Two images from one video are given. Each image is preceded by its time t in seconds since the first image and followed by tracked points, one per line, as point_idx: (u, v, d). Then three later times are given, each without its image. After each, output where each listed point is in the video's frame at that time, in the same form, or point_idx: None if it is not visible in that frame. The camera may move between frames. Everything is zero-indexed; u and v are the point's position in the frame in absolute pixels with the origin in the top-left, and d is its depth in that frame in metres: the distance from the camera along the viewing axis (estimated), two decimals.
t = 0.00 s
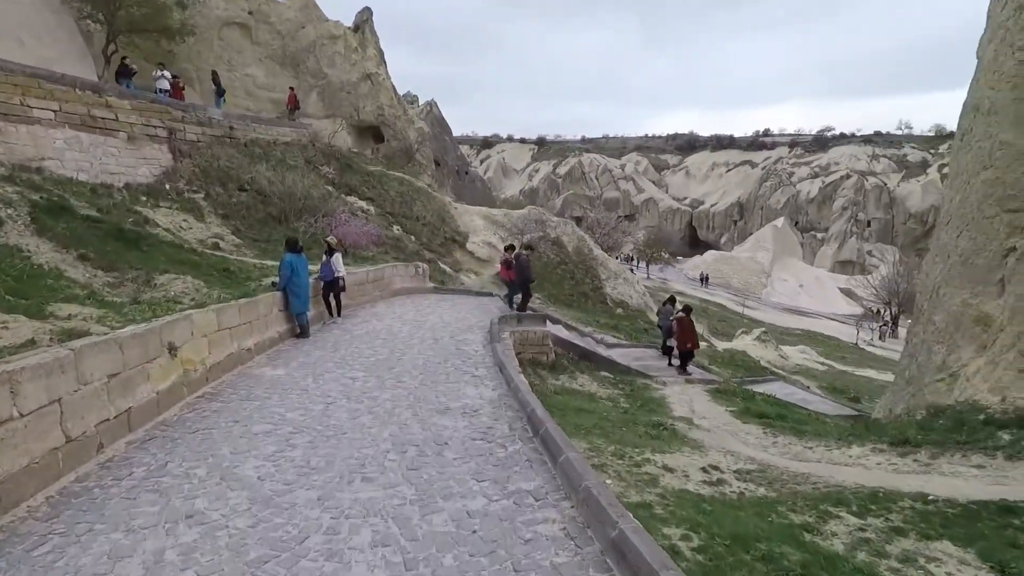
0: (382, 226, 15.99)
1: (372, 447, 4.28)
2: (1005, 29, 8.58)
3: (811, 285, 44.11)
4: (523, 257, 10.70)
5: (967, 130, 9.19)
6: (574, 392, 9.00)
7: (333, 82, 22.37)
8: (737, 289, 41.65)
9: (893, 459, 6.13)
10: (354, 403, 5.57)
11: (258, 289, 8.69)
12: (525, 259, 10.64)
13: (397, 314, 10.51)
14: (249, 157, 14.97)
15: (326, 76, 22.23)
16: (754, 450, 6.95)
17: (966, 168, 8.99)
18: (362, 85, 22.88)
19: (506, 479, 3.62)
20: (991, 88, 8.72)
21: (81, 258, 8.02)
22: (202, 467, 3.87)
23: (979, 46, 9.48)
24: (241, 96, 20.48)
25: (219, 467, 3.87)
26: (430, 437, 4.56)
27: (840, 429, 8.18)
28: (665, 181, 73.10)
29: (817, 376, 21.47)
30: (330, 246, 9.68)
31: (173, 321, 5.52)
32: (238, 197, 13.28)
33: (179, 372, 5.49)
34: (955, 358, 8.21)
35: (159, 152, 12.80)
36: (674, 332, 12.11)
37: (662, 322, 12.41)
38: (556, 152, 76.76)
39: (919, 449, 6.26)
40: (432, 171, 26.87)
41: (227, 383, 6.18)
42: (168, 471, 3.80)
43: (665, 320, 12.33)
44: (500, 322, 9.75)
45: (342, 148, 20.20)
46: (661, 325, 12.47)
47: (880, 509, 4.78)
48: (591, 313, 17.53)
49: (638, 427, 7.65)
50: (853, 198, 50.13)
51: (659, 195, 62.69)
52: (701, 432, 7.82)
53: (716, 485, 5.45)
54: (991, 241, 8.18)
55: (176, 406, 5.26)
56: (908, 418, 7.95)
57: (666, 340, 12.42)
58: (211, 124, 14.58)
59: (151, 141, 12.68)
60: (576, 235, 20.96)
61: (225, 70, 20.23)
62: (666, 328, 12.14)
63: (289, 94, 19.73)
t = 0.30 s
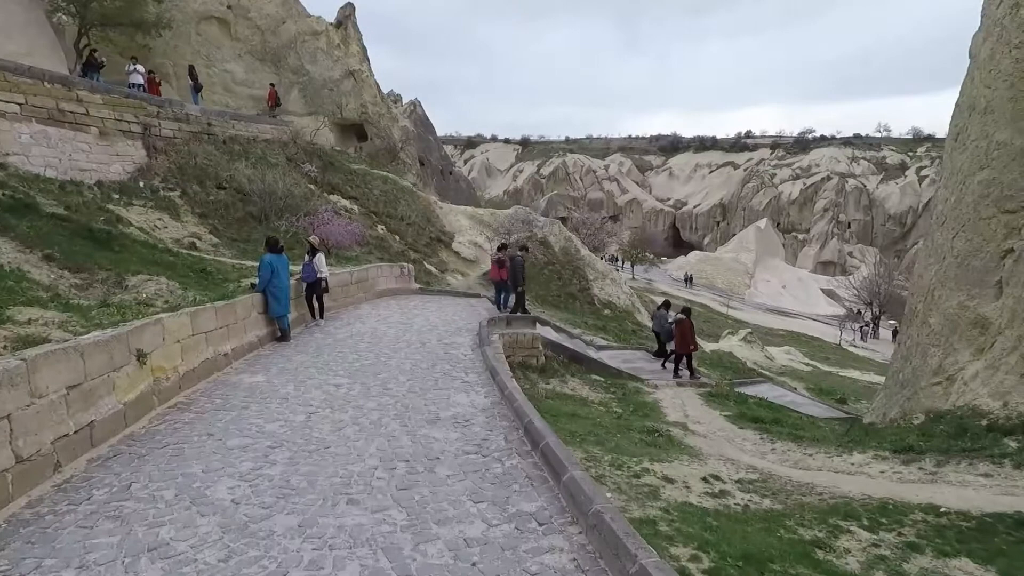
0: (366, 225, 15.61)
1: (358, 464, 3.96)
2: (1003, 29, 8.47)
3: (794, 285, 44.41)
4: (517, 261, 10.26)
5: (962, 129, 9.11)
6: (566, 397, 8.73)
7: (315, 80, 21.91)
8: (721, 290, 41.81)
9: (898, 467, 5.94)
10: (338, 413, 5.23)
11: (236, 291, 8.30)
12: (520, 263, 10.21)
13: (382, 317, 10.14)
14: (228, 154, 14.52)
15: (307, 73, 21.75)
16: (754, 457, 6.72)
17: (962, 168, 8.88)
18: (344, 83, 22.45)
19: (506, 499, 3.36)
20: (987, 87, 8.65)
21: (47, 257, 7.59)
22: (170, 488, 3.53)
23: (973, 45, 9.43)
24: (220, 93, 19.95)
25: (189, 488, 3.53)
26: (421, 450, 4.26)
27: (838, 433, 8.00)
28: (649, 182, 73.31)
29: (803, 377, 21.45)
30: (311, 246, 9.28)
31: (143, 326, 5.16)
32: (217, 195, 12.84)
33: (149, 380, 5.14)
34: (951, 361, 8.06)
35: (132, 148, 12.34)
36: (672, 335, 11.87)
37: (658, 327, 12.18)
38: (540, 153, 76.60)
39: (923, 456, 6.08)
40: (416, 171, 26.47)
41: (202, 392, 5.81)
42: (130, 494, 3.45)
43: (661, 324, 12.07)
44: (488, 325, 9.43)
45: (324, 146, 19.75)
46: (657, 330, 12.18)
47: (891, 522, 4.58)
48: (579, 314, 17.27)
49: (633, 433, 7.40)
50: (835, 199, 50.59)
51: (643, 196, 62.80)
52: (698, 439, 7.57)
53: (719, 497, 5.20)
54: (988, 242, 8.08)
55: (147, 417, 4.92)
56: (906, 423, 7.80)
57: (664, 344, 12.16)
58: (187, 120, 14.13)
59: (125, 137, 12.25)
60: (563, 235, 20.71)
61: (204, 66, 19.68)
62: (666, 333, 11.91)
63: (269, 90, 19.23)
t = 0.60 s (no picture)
0: (351, 225, 15.22)
1: (342, 481, 3.65)
2: (1000, 19, 8.33)
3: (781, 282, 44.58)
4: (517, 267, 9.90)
5: (958, 121, 8.97)
6: (560, 399, 8.44)
7: (297, 77, 21.43)
8: (709, 287, 41.82)
9: (907, 469, 5.73)
10: (321, 423, 4.89)
11: (214, 294, 7.91)
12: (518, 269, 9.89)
13: (368, 319, 9.79)
14: (207, 153, 14.09)
15: (289, 70, 21.26)
16: (757, 460, 6.48)
17: (960, 160, 8.73)
18: (327, 81, 21.98)
19: (506, 520, 3.10)
20: (984, 77, 8.51)
21: (11, 261, 7.17)
22: (133, 513, 3.19)
23: (967, 36, 9.31)
24: (199, 91, 19.41)
25: (153, 512, 3.19)
26: (411, 464, 3.95)
27: (839, 433, 7.81)
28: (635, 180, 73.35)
29: (794, 373, 21.38)
30: (293, 246, 8.89)
31: (108, 334, 4.76)
32: (195, 195, 12.41)
33: (115, 392, 4.76)
34: (952, 357, 7.90)
35: (106, 147, 11.90)
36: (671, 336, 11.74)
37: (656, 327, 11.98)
38: (526, 152, 76.34)
39: (932, 457, 5.88)
40: (401, 170, 26.05)
41: (175, 402, 5.45)
42: (87, 520, 3.11)
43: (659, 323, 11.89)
44: (479, 326, 9.12)
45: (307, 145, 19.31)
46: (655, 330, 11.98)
47: (908, 530, 4.35)
48: (570, 314, 17.01)
49: (631, 437, 7.13)
50: (819, 196, 50.98)
51: (630, 194, 62.77)
52: (697, 442, 7.33)
53: (726, 505, 4.95)
54: (989, 235, 7.92)
55: (114, 430, 4.57)
56: (909, 421, 7.62)
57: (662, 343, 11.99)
58: (163, 118, 13.73)
59: (97, 135, 11.84)
60: (552, 233, 20.45)
61: (181, 64, 19.14)
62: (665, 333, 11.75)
63: (250, 88, 18.74)
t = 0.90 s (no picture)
0: (342, 222, 14.86)
1: (328, 498, 3.31)
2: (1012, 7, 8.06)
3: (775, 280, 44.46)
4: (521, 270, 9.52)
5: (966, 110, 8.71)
6: (558, 401, 8.13)
7: (287, 72, 20.98)
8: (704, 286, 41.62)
9: (926, 476, 5.45)
10: (305, 431, 4.55)
11: (198, 292, 7.54)
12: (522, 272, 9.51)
13: (359, 318, 9.43)
14: (194, 147, 13.68)
15: (278, 65, 20.82)
16: (766, 466, 6.19)
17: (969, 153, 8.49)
18: (318, 76, 21.55)
19: (508, 547, 2.79)
20: (995, 67, 8.25)
21: None
22: (91, 537, 2.86)
23: (974, 26, 9.09)
24: (186, 86, 18.95)
25: (113, 536, 2.86)
26: (404, 477, 3.62)
27: (848, 435, 7.54)
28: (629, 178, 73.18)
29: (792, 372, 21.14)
30: (281, 243, 8.51)
31: (76, 334, 4.43)
32: (180, 192, 12.01)
33: (82, 399, 4.38)
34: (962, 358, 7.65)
35: (87, 141, 11.47)
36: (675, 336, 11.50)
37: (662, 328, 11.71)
38: (520, 150, 76.04)
39: (950, 463, 5.61)
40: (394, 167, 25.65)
41: (152, 407, 5.10)
42: (38, 545, 2.78)
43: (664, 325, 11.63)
44: (474, 326, 8.79)
45: (297, 141, 18.89)
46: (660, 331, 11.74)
47: (936, 543, 4.07)
48: (566, 312, 16.70)
49: (634, 440, 6.83)
50: (812, 193, 50.45)
51: (624, 192, 62.55)
52: (702, 446, 7.04)
53: (738, 517, 4.64)
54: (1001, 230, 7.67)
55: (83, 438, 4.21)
56: (919, 423, 7.37)
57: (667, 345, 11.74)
58: (148, 112, 13.29)
59: (78, 130, 11.38)
60: (547, 230, 20.12)
61: (167, 58, 18.67)
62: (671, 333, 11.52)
63: (238, 83, 18.32)
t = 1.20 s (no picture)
0: (345, 218, 14.61)
1: (322, 514, 3.14)
2: None
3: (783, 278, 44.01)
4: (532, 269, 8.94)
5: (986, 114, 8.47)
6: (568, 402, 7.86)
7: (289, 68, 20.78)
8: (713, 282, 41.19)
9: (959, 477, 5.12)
10: (303, 434, 4.31)
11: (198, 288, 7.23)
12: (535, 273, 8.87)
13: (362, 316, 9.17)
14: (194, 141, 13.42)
15: (281, 61, 20.67)
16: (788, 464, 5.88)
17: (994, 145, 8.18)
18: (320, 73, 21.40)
19: None
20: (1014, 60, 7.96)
21: None
22: (58, 558, 2.66)
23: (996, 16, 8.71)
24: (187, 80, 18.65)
25: (83, 558, 2.66)
26: (405, 493, 3.44)
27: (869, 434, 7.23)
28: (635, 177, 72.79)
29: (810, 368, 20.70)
30: (278, 240, 8.20)
31: (55, 331, 4.33)
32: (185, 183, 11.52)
33: (65, 398, 4.24)
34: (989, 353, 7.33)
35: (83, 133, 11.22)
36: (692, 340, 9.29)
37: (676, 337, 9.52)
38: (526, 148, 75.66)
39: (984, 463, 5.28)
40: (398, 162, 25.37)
41: (141, 409, 4.87)
42: None
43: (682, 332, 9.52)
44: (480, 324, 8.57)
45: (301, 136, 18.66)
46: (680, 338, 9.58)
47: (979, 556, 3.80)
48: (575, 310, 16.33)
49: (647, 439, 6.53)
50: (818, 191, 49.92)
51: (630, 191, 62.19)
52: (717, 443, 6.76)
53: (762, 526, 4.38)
54: None
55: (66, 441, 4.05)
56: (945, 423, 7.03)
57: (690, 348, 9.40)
58: (147, 105, 13.05)
59: (74, 120, 10.81)
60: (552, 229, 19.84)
61: (170, 52, 18.40)
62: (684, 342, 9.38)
63: (240, 78, 18.04)
